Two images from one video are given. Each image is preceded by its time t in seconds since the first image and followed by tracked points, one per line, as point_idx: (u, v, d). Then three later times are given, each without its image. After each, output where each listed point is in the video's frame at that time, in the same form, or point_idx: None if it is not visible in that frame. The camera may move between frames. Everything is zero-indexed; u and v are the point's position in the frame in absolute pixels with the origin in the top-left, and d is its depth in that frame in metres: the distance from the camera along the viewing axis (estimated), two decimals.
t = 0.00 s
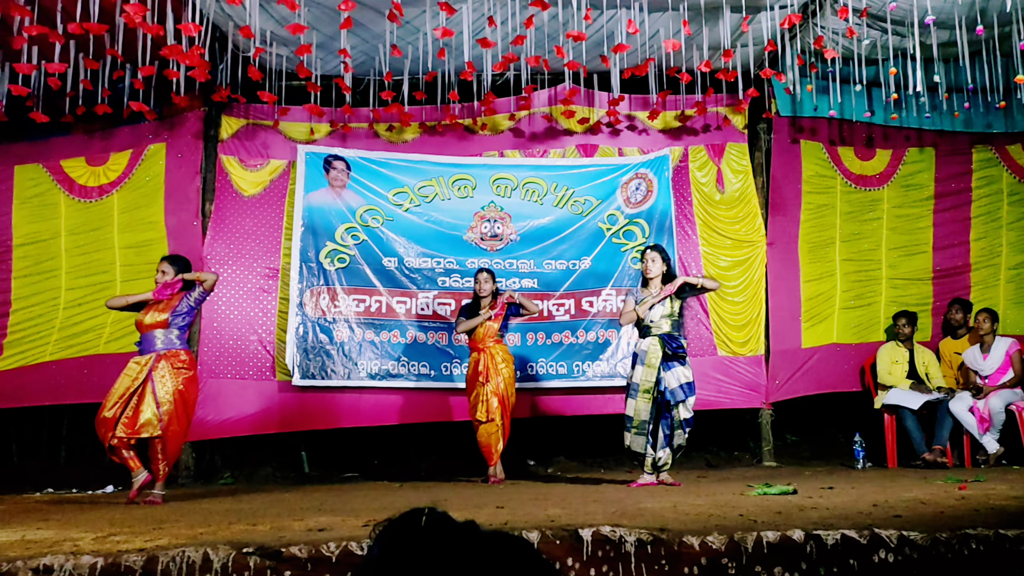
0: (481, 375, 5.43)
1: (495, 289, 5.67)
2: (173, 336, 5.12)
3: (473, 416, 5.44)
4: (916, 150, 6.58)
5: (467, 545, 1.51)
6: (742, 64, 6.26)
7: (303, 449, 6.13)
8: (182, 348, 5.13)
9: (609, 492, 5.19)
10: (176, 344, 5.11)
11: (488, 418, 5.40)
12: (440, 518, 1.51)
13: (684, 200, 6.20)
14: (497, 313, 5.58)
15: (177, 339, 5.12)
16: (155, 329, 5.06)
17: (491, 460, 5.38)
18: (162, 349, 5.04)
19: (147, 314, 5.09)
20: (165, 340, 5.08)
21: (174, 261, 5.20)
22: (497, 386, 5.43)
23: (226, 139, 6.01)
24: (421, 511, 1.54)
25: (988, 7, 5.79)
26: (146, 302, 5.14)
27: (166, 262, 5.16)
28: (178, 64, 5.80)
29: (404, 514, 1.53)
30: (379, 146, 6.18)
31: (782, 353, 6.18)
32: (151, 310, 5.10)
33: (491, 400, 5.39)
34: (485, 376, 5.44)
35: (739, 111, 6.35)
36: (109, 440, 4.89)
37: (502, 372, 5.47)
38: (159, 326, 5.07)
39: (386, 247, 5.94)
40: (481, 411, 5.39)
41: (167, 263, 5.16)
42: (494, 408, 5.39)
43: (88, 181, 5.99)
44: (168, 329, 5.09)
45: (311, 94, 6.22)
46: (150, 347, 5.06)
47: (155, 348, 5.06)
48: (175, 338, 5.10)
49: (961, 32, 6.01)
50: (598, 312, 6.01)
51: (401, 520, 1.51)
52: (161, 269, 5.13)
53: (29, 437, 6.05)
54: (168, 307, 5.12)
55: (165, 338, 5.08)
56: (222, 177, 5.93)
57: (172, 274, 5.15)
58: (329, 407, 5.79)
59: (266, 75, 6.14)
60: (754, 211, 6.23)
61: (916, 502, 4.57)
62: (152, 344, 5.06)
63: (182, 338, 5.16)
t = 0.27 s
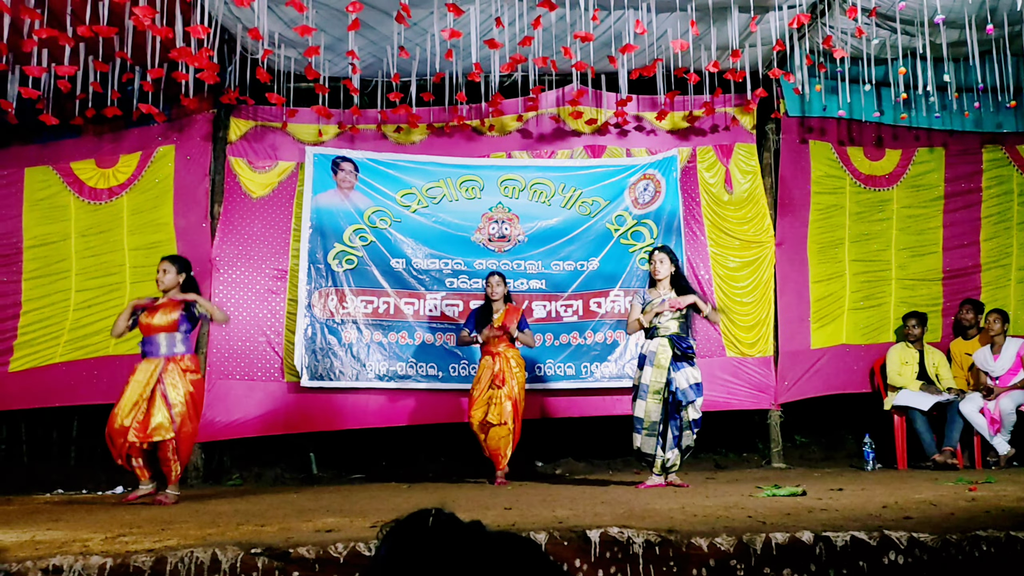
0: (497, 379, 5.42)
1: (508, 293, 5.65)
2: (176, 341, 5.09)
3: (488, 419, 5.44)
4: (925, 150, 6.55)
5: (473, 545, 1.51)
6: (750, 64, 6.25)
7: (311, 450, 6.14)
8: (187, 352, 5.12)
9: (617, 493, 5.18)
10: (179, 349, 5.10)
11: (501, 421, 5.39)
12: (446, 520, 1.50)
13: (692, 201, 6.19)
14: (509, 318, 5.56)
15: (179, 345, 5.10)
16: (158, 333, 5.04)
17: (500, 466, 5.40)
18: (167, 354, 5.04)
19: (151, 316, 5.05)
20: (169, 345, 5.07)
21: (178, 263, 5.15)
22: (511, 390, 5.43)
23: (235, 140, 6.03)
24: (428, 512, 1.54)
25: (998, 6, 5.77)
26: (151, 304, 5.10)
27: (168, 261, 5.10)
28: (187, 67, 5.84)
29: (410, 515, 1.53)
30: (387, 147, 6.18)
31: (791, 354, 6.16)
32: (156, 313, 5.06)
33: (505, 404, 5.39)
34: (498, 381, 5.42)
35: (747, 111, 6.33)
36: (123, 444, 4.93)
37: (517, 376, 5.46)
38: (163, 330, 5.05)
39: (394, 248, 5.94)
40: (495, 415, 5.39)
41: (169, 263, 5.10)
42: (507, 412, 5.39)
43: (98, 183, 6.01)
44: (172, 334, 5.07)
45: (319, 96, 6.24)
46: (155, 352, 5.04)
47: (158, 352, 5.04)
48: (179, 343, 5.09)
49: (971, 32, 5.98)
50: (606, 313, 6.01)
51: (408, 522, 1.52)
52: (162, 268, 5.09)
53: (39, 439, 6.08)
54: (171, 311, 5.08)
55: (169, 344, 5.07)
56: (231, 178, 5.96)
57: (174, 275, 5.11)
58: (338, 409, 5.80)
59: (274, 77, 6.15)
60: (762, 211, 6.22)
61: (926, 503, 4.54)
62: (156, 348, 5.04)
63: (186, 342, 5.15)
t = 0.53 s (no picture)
0: (509, 380, 5.47)
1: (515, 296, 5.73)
2: (166, 343, 5.10)
3: (499, 422, 5.44)
4: (932, 151, 6.54)
5: (476, 545, 1.52)
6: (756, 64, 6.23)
7: (317, 452, 6.16)
8: (179, 352, 5.14)
9: (623, 494, 5.18)
10: (169, 350, 5.10)
11: (512, 423, 5.42)
12: (452, 516, 1.58)
13: (698, 202, 6.19)
14: (516, 319, 5.64)
15: (169, 348, 5.10)
16: (150, 333, 5.05)
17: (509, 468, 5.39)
18: (162, 354, 5.05)
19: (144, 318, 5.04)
20: (160, 345, 5.07)
21: (166, 263, 5.13)
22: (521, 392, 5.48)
23: (241, 142, 6.05)
24: (434, 510, 1.62)
25: (1005, 5, 5.76)
26: (142, 306, 5.07)
27: (156, 262, 5.09)
28: (194, 68, 5.83)
29: (417, 513, 1.61)
30: (393, 148, 6.18)
31: (797, 355, 6.15)
32: (150, 314, 5.06)
33: (516, 406, 5.43)
34: (509, 382, 5.47)
35: (753, 112, 6.33)
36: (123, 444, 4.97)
37: (526, 378, 5.53)
38: (158, 331, 5.05)
39: (400, 250, 5.95)
40: (507, 416, 5.42)
41: (157, 263, 5.09)
42: (518, 413, 5.42)
43: (105, 185, 6.03)
44: (163, 335, 5.07)
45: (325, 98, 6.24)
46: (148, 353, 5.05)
47: (148, 353, 5.05)
48: (171, 344, 5.10)
49: (977, 31, 5.98)
50: (612, 315, 6.01)
51: (414, 518, 1.59)
52: (150, 270, 5.06)
53: (47, 440, 6.10)
54: (173, 313, 5.08)
55: (162, 345, 5.07)
56: (237, 180, 5.97)
57: (165, 278, 5.10)
58: (344, 410, 5.82)
59: (280, 79, 6.17)
60: (768, 212, 6.21)
61: (933, 504, 4.53)
62: (149, 350, 5.05)
63: (177, 344, 5.15)
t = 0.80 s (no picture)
0: (512, 368, 5.58)
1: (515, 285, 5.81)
2: (149, 339, 5.67)
3: (506, 408, 5.53)
4: (940, 151, 6.52)
5: (483, 545, 1.53)
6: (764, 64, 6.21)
7: (325, 453, 6.16)
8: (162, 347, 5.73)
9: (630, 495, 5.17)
10: (151, 346, 5.66)
11: (519, 413, 5.55)
12: (458, 519, 1.57)
13: (705, 203, 6.17)
14: (517, 307, 5.72)
15: (152, 344, 5.67)
16: (135, 328, 5.63)
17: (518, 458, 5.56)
18: (147, 349, 5.63)
19: (129, 314, 5.67)
20: (142, 341, 5.64)
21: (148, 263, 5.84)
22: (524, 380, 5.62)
23: (248, 144, 6.07)
24: (440, 512, 1.60)
25: (1015, 3, 5.74)
26: (127, 305, 5.71)
27: (138, 261, 5.79)
28: (201, 71, 5.85)
29: (423, 516, 1.59)
30: (400, 150, 6.20)
31: (805, 356, 6.13)
32: (135, 310, 5.68)
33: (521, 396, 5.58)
34: (513, 371, 5.58)
35: (760, 112, 6.31)
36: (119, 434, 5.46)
37: (527, 364, 5.65)
38: (142, 326, 5.65)
39: (407, 251, 5.96)
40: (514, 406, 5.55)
41: (138, 263, 5.79)
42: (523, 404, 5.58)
43: (113, 187, 6.06)
44: (145, 331, 5.66)
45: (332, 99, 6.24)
46: (131, 347, 5.62)
47: (133, 347, 5.63)
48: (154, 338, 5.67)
49: (985, 31, 5.96)
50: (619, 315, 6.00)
51: (420, 521, 1.57)
52: (133, 265, 5.78)
53: (55, 441, 6.13)
54: (157, 307, 5.72)
55: (148, 338, 5.66)
56: (245, 182, 5.99)
57: (147, 274, 5.81)
58: (351, 411, 5.83)
59: (287, 81, 6.17)
60: (776, 212, 6.19)
61: (941, 506, 4.52)
62: (131, 344, 5.63)
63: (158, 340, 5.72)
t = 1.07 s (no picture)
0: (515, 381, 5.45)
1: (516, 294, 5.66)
2: (142, 345, 5.22)
3: (508, 422, 5.41)
4: (945, 150, 6.52)
5: (489, 544, 1.54)
6: (768, 64, 6.20)
7: (329, 454, 6.17)
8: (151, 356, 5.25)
9: (635, 496, 5.17)
10: (144, 351, 5.22)
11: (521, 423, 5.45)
12: (462, 518, 1.56)
13: (709, 203, 6.17)
14: (519, 318, 5.57)
15: (144, 349, 5.22)
16: (127, 333, 5.17)
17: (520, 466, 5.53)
18: (134, 355, 5.15)
19: (121, 318, 5.17)
20: (133, 346, 5.18)
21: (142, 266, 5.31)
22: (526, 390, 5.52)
23: (253, 146, 6.08)
24: (444, 513, 1.59)
25: (1020, 3, 5.69)
26: (118, 309, 5.20)
27: (135, 263, 5.25)
28: (206, 72, 5.86)
29: (427, 515, 1.58)
30: (404, 151, 6.21)
31: (810, 356, 6.12)
32: (128, 315, 5.19)
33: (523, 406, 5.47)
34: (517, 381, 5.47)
35: (764, 112, 6.31)
36: (99, 440, 4.98)
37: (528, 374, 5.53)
38: (135, 331, 5.19)
39: (411, 252, 5.96)
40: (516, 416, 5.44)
41: (135, 265, 5.25)
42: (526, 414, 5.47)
43: (119, 188, 6.07)
44: (138, 337, 5.20)
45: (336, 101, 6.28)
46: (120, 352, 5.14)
47: (124, 353, 5.16)
48: (146, 346, 5.22)
49: (991, 30, 5.93)
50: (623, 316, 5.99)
51: (424, 521, 1.56)
52: (128, 272, 5.21)
53: (61, 441, 6.15)
54: (149, 314, 5.24)
55: (136, 343, 5.19)
56: (249, 183, 6.00)
57: (142, 281, 5.25)
58: (356, 412, 5.83)
59: (291, 82, 6.20)
60: (780, 213, 6.19)
61: (947, 506, 4.50)
62: (123, 350, 5.15)
63: (150, 347, 5.26)
